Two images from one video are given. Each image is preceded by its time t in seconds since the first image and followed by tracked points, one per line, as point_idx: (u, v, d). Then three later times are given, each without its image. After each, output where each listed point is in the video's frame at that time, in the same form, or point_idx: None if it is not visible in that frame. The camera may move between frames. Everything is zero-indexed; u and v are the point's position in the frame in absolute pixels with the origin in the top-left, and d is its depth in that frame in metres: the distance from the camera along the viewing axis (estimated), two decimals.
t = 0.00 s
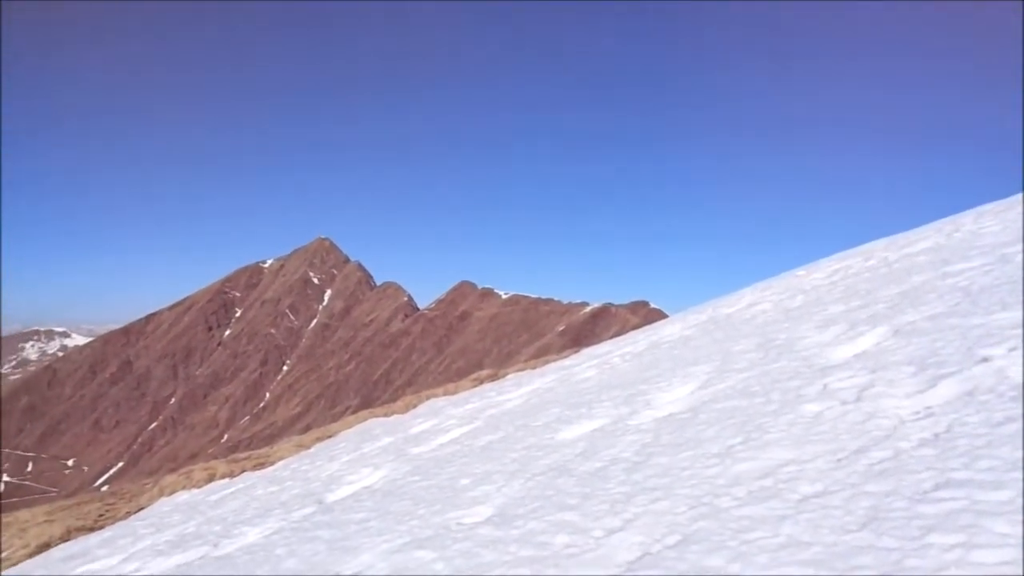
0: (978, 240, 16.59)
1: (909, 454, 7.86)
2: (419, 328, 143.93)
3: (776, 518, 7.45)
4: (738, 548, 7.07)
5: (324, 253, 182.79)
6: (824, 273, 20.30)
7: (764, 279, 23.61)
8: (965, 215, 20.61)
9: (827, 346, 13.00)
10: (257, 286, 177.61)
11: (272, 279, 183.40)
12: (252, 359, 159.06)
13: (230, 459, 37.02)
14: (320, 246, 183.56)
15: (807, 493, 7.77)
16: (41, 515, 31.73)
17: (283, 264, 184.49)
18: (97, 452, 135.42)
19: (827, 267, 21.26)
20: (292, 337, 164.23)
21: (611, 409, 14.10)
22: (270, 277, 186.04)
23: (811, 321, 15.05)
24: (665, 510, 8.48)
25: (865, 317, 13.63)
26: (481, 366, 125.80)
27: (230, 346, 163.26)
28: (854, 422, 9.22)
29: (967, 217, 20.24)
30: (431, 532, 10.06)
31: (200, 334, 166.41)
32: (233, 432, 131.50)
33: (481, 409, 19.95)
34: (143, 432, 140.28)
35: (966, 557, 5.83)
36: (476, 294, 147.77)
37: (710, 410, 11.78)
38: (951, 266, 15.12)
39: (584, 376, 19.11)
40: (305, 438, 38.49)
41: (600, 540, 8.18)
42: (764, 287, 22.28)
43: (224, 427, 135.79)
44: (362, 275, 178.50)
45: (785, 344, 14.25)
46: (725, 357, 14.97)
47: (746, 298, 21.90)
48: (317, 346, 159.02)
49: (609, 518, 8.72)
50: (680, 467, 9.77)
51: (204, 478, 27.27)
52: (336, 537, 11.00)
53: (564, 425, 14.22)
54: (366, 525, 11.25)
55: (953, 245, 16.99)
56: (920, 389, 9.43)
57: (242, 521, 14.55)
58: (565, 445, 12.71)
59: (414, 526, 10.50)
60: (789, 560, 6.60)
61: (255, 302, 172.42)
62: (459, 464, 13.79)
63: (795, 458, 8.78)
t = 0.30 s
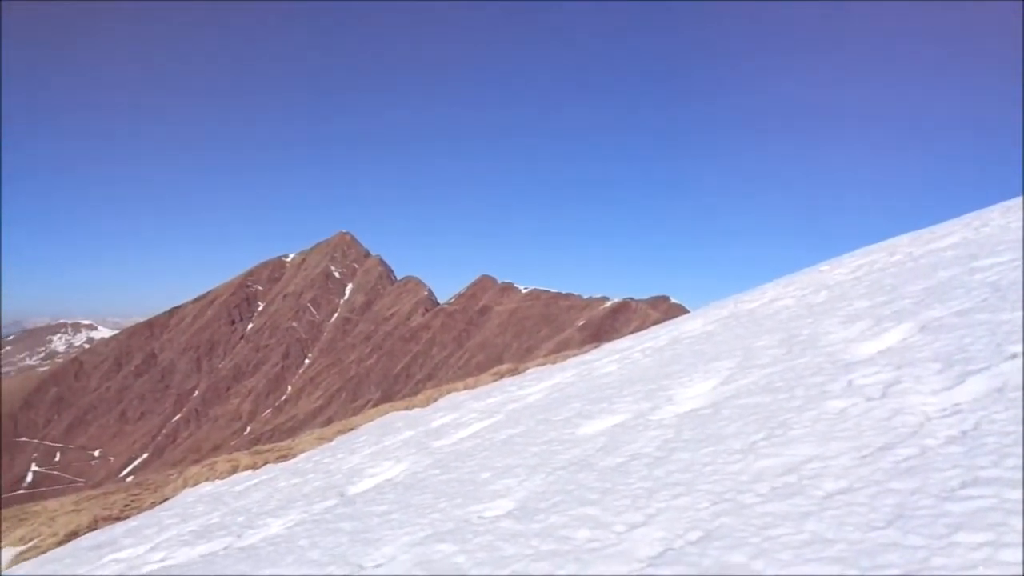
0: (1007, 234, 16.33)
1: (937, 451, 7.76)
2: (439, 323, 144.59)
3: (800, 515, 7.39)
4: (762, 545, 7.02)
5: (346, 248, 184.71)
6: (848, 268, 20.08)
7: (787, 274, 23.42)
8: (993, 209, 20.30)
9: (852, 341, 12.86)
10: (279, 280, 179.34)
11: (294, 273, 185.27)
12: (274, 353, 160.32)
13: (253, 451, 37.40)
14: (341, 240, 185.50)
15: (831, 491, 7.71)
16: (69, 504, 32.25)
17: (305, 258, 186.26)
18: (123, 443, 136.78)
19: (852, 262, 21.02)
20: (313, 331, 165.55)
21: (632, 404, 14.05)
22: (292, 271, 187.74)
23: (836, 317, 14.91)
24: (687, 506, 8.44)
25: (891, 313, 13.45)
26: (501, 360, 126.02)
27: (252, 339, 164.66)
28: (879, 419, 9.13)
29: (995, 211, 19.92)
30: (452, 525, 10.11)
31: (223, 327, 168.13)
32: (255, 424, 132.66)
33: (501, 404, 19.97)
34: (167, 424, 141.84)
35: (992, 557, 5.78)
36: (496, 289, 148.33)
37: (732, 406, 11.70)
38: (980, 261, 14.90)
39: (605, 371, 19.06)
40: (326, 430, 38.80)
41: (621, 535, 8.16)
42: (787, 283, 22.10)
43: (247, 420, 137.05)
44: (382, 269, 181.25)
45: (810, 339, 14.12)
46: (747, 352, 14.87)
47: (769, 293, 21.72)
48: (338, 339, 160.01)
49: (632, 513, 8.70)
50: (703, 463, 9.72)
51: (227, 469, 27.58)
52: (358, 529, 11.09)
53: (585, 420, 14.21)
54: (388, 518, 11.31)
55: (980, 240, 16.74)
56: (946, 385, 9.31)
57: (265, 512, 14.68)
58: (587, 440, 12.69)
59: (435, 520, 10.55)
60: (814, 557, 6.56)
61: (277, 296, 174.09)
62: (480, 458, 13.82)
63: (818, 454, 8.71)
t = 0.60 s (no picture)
0: None
1: (967, 449, 7.65)
2: (461, 318, 145.36)
3: (827, 511, 7.33)
4: (788, 542, 6.98)
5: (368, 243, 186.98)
6: (875, 263, 19.88)
7: (812, 269, 23.22)
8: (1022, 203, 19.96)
9: (880, 337, 12.70)
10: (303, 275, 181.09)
11: (317, 269, 186.82)
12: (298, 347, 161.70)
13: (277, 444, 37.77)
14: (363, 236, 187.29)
15: (857, 487, 7.64)
16: (98, 495, 32.77)
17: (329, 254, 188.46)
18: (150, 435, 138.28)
19: (877, 257, 20.85)
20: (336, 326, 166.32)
21: (656, 400, 14.00)
22: (315, 267, 189.47)
23: (863, 312, 14.76)
24: (711, 502, 8.40)
25: (920, 308, 13.25)
26: (522, 355, 126.14)
27: (277, 333, 166.11)
28: (907, 415, 9.02)
29: None
30: (476, 519, 10.15)
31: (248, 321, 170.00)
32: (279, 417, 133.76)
33: (524, 399, 19.99)
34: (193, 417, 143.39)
35: None
36: (518, 284, 149.02)
37: (757, 401, 11.63)
38: (1011, 256, 14.62)
39: (628, 366, 19.00)
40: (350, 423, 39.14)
41: (645, 530, 8.15)
42: (812, 278, 21.89)
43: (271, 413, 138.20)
44: (404, 264, 182.93)
45: (836, 335, 13.96)
46: (773, 348, 14.74)
47: (794, 288, 21.57)
48: (361, 334, 160.69)
49: (655, 508, 8.69)
50: (727, 458, 9.66)
51: (253, 462, 27.89)
52: (383, 522, 11.20)
53: (608, 415, 14.19)
54: (413, 512, 11.37)
55: (1012, 234, 16.46)
56: (976, 382, 9.18)
57: (290, 504, 14.83)
58: (610, 435, 12.68)
59: (459, 513, 10.59)
60: (842, 553, 6.51)
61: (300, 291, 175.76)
62: (503, 452, 13.84)
63: (845, 451, 8.63)
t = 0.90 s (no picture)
0: None
1: (994, 447, 7.54)
2: (482, 314, 146.04)
3: (853, 509, 7.27)
4: (813, 539, 6.92)
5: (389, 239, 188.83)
6: (900, 258, 19.64)
7: (835, 265, 23.00)
8: None
9: (906, 333, 12.56)
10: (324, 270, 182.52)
11: (338, 265, 187.96)
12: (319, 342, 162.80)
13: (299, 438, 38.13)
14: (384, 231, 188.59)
15: (883, 485, 7.56)
16: (125, 488, 33.28)
17: (350, 250, 189.95)
18: (175, 429, 139.47)
19: (902, 252, 20.60)
20: (357, 321, 166.98)
21: (678, 396, 13.94)
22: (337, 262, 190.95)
23: (888, 308, 14.59)
24: (735, 499, 8.36)
25: (945, 304, 13.09)
26: (542, 351, 126.22)
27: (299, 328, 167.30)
28: (934, 412, 8.91)
29: None
30: (497, 514, 10.17)
31: (270, 317, 171.63)
32: (301, 412, 134.81)
33: (545, 394, 20.00)
34: (217, 411, 144.85)
35: None
36: (539, 280, 149.58)
37: (780, 398, 11.54)
38: None
39: (650, 362, 18.94)
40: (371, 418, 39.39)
41: (668, 526, 8.13)
42: (837, 273, 21.64)
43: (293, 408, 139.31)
44: (425, 260, 184.00)
45: (860, 331, 13.82)
46: (797, 344, 14.62)
47: (817, 283, 21.36)
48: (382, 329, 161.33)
49: (678, 505, 8.65)
50: (751, 455, 9.60)
51: (276, 456, 28.18)
52: (404, 517, 11.26)
53: (629, 411, 14.16)
54: (434, 506, 11.41)
55: None
56: (1004, 379, 9.04)
57: (313, 498, 14.96)
58: (631, 431, 12.64)
59: (481, 509, 10.61)
60: (868, 551, 6.45)
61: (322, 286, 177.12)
62: (525, 448, 13.84)
63: (869, 448, 8.55)
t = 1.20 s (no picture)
0: None
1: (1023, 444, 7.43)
2: (502, 312, 146.44)
3: (876, 507, 7.21)
4: (837, 537, 6.86)
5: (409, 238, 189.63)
6: (925, 254, 19.41)
7: (858, 261, 22.81)
8: None
9: (931, 329, 12.40)
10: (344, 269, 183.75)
11: (359, 263, 189.12)
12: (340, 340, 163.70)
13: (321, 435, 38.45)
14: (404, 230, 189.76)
15: (909, 483, 7.47)
16: (149, 484, 33.75)
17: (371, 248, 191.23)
18: (199, 426, 140.58)
19: (927, 248, 20.35)
20: (378, 319, 167.75)
21: (699, 393, 13.89)
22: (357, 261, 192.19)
23: (913, 304, 14.42)
24: (758, 496, 8.31)
25: (972, 300, 12.91)
26: (562, 349, 126.16)
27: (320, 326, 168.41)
28: (961, 409, 8.80)
29: None
30: (519, 511, 10.19)
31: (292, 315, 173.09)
32: (323, 409, 135.60)
33: (565, 392, 19.99)
34: (240, 409, 146.01)
35: None
36: (559, 278, 149.80)
37: (803, 395, 11.45)
38: None
39: (671, 360, 18.89)
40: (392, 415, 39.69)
41: (690, 524, 8.10)
42: (861, 269, 21.42)
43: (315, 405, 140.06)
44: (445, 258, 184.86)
45: (884, 327, 13.67)
46: (819, 341, 14.50)
47: (840, 280, 21.17)
48: (402, 327, 161.99)
49: (700, 502, 8.61)
50: (774, 452, 9.55)
51: (297, 453, 28.42)
52: (425, 514, 11.30)
53: (650, 408, 14.13)
54: (456, 503, 11.45)
55: None
56: None
57: (335, 495, 15.07)
58: (652, 429, 12.60)
59: (502, 506, 10.62)
60: (893, 549, 6.41)
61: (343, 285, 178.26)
62: (546, 445, 13.84)
63: (895, 445, 8.46)
